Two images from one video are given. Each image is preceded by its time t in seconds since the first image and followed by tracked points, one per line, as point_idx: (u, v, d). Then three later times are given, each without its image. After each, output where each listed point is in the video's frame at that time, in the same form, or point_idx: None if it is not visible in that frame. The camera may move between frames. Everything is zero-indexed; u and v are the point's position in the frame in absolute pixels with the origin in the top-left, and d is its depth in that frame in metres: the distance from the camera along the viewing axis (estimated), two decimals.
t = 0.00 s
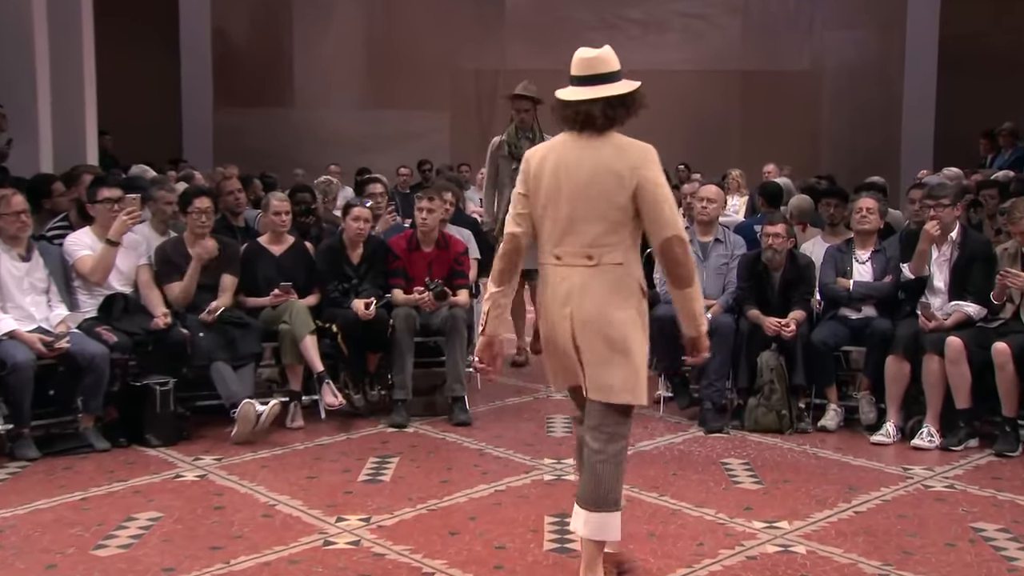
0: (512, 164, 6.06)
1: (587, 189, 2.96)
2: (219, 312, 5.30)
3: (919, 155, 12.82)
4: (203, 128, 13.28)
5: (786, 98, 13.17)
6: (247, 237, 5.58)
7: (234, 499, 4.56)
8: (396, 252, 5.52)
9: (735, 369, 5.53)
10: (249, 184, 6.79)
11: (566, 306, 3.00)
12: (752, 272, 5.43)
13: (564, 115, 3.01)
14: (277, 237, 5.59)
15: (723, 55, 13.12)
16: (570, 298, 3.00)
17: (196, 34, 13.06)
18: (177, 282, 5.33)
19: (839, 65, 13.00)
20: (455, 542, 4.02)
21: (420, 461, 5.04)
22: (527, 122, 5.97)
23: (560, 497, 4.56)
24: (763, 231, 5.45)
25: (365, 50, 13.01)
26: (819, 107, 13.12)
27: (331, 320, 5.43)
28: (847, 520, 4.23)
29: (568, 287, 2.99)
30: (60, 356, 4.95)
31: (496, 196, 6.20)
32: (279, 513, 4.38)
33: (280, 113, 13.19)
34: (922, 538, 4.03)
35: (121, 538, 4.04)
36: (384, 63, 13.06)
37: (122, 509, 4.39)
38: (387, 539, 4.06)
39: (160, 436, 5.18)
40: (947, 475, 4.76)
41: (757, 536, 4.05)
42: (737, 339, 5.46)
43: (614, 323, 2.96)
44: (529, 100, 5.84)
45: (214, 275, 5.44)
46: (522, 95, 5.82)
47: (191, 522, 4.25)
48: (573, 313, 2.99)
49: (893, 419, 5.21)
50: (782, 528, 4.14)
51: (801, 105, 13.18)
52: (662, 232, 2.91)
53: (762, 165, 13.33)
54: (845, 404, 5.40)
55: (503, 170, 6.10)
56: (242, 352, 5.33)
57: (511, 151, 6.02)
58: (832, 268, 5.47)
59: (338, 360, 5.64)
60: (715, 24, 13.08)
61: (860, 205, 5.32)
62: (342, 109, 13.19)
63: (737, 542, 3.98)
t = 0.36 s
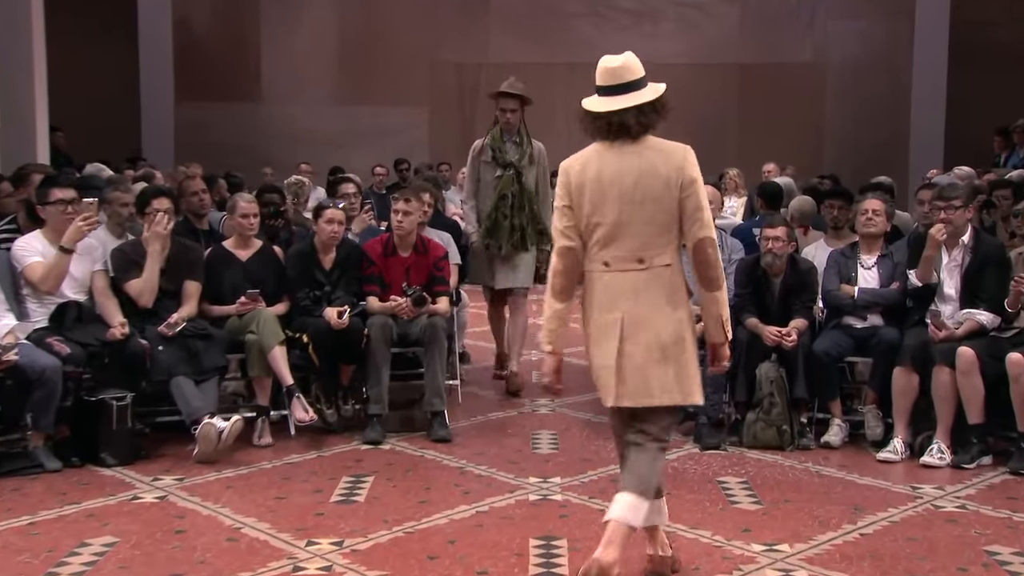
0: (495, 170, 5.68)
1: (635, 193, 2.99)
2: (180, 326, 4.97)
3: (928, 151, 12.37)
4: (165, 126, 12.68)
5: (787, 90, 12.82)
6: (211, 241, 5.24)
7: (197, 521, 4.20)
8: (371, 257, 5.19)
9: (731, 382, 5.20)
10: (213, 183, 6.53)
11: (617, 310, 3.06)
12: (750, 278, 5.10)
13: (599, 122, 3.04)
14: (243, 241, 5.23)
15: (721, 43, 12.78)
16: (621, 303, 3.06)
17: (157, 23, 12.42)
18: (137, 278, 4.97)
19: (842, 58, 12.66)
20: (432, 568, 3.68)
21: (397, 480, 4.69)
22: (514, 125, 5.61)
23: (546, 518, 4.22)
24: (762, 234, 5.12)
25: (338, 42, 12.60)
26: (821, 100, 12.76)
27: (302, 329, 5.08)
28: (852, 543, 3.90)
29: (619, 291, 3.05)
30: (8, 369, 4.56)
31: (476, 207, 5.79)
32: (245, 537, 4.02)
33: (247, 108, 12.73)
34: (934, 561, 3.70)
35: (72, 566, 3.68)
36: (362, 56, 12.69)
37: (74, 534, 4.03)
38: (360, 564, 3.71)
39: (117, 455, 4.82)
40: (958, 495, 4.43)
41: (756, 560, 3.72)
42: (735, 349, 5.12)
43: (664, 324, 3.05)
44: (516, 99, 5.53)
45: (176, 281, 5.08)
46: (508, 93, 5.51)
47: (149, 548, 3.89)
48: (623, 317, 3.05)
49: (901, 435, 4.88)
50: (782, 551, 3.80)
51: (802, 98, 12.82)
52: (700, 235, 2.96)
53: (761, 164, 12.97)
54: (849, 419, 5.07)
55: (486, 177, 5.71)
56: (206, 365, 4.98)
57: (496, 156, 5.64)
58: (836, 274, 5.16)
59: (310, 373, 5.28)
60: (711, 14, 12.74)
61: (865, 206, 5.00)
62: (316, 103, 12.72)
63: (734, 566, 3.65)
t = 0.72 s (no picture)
0: (484, 171, 5.22)
1: (661, 192, 2.99)
2: (147, 342, 4.64)
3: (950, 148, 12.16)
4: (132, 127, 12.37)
5: (793, 89, 12.50)
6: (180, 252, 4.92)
7: (162, 554, 3.85)
8: (352, 268, 4.86)
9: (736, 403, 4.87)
10: (182, 191, 6.20)
11: (646, 312, 3.04)
12: (757, 291, 4.78)
13: (624, 119, 3.04)
14: (215, 252, 4.92)
15: (727, 42, 12.42)
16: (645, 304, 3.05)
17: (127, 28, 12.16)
18: (100, 300, 4.67)
19: (854, 57, 12.36)
20: None
21: (378, 508, 4.34)
22: (502, 120, 5.19)
23: (540, 547, 3.88)
24: (769, 244, 4.81)
25: (317, 37, 12.28)
26: (832, 100, 12.46)
27: (278, 346, 4.74)
28: None
29: (647, 292, 3.04)
30: None
31: (464, 214, 5.32)
32: (212, 571, 3.68)
33: (214, 108, 12.36)
34: None
35: None
36: (354, 53, 12.38)
37: (27, 569, 3.68)
38: None
39: (77, 483, 4.47)
40: (981, 525, 4.10)
41: None
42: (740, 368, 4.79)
43: (688, 327, 3.04)
44: (503, 90, 5.11)
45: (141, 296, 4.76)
46: (494, 83, 5.09)
47: None
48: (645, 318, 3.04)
49: (919, 459, 4.55)
50: None
51: (811, 96, 12.51)
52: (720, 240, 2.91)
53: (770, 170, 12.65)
54: (864, 442, 4.74)
55: (474, 179, 5.25)
56: (174, 386, 4.64)
57: (484, 155, 5.18)
58: (849, 287, 4.85)
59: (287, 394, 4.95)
60: (713, 10, 12.42)
61: (879, 215, 4.68)
62: (291, 109, 12.40)
63: None
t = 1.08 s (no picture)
0: (473, 181, 4.73)
1: (703, 203, 2.95)
2: (123, 366, 4.32)
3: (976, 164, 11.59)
4: (102, 130, 11.87)
5: (806, 92, 12.20)
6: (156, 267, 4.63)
7: None
8: (339, 285, 4.57)
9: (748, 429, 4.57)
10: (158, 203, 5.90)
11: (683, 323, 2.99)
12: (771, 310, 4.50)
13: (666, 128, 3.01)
14: (192, 267, 4.61)
15: (739, 39, 12.10)
16: (683, 315, 3.00)
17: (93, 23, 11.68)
18: (70, 323, 4.36)
19: (875, 59, 12.07)
20: None
21: (366, 542, 4.03)
22: (495, 125, 4.67)
23: None
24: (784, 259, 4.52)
25: (301, 40, 11.97)
26: (854, 105, 12.16)
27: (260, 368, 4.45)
28: None
29: (684, 304, 2.99)
30: None
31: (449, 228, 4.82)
32: None
33: (193, 113, 12.02)
34: None
35: None
36: (353, 54, 12.09)
37: None
38: None
39: (42, 516, 4.16)
40: (1013, 561, 3.80)
41: None
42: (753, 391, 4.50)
43: (723, 340, 3.00)
44: (497, 92, 4.60)
45: (114, 315, 4.47)
46: (488, 83, 4.57)
47: None
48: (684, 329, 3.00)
49: (944, 490, 4.24)
50: None
51: (830, 100, 12.21)
52: (763, 254, 2.90)
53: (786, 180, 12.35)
54: (885, 471, 4.44)
55: (462, 189, 4.75)
56: (149, 412, 4.34)
57: (474, 164, 4.69)
58: (869, 306, 4.57)
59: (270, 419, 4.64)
60: (723, 9, 12.10)
61: (902, 228, 4.39)
62: (272, 115, 12.08)
63: None
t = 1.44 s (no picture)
0: (471, 199, 4.30)
1: (723, 205, 3.07)
2: (101, 381, 4.10)
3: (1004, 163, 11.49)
4: (78, 132, 11.84)
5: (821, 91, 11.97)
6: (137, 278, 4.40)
7: None
8: (330, 296, 4.33)
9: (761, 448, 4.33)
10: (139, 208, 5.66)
11: (707, 322, 3.09)
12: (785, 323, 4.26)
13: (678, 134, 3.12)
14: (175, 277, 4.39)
15: (750, 38, 11.87)
16: (705, 315, 3.09)
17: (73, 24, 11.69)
18: (45, 336, 4.13)
19: (892, 58, 11.84)
20: None
21: (358, 568, 3.79)
22: (496, 137, 4.27)
23: None
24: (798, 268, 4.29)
25: (291, 38, 11.76)
26: (872, 106, 11.93)
27: (246, 383, 4.22)
28: None
29: (709, 303, 3.09)
30: None
31: (445, 252, 4.38)
32: None
33: (176, 115, 11.83)
34: None
35: None
36: (356, 53, 11.86)
37: None
38: None
39: (15, 541, 3.93)
40: None
41: None
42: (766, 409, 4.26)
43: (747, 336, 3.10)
44: (500, 99, 4.20)
45: (93, 329, 4.24)
46: (491, 89, 4.18)
47: None
48: (707, 329, 3.09)
49: (970, 512, 4.01)
50: None
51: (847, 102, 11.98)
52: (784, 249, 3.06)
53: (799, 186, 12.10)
54: (906, 492, 4.20)
55: (459, 208, 4.32)
56: (128, 430, 4.12)
57: (473, 180, 4.27)
58: (888, 318, 4.33)
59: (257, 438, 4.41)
60: (736, 6, 11.86)
61: (923, 236, 4.16)
62: (261, 116, 11.86)
63: None
